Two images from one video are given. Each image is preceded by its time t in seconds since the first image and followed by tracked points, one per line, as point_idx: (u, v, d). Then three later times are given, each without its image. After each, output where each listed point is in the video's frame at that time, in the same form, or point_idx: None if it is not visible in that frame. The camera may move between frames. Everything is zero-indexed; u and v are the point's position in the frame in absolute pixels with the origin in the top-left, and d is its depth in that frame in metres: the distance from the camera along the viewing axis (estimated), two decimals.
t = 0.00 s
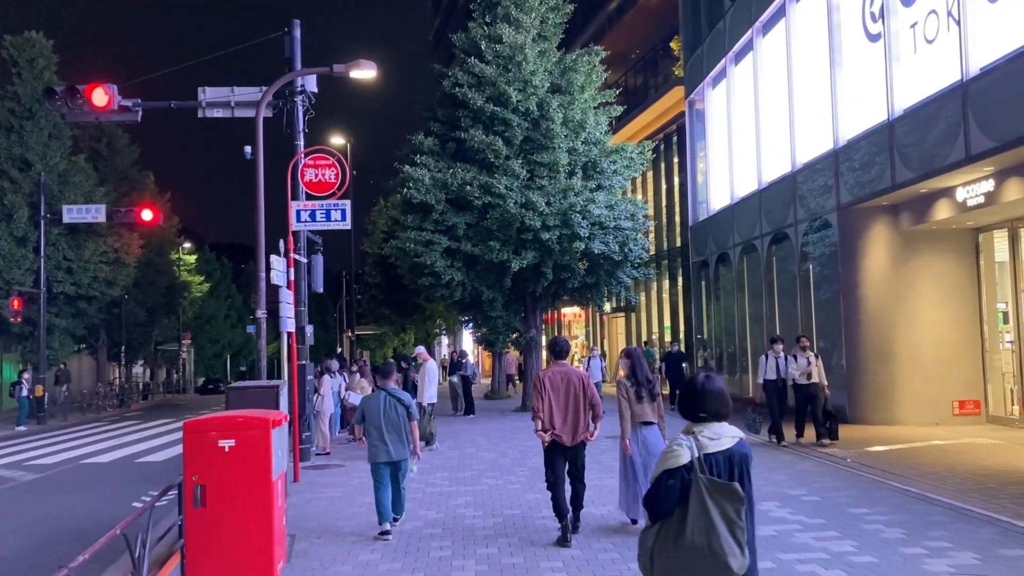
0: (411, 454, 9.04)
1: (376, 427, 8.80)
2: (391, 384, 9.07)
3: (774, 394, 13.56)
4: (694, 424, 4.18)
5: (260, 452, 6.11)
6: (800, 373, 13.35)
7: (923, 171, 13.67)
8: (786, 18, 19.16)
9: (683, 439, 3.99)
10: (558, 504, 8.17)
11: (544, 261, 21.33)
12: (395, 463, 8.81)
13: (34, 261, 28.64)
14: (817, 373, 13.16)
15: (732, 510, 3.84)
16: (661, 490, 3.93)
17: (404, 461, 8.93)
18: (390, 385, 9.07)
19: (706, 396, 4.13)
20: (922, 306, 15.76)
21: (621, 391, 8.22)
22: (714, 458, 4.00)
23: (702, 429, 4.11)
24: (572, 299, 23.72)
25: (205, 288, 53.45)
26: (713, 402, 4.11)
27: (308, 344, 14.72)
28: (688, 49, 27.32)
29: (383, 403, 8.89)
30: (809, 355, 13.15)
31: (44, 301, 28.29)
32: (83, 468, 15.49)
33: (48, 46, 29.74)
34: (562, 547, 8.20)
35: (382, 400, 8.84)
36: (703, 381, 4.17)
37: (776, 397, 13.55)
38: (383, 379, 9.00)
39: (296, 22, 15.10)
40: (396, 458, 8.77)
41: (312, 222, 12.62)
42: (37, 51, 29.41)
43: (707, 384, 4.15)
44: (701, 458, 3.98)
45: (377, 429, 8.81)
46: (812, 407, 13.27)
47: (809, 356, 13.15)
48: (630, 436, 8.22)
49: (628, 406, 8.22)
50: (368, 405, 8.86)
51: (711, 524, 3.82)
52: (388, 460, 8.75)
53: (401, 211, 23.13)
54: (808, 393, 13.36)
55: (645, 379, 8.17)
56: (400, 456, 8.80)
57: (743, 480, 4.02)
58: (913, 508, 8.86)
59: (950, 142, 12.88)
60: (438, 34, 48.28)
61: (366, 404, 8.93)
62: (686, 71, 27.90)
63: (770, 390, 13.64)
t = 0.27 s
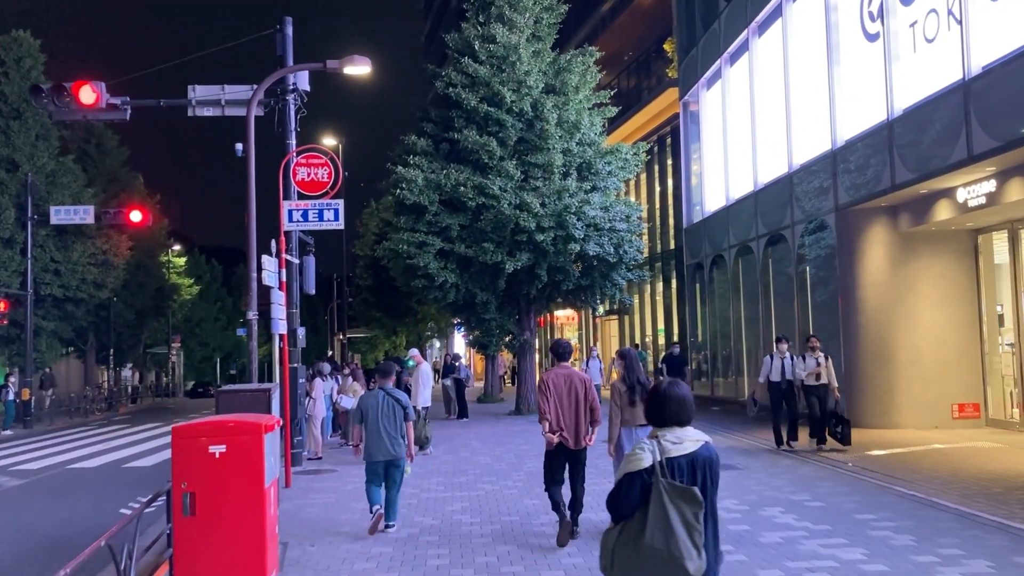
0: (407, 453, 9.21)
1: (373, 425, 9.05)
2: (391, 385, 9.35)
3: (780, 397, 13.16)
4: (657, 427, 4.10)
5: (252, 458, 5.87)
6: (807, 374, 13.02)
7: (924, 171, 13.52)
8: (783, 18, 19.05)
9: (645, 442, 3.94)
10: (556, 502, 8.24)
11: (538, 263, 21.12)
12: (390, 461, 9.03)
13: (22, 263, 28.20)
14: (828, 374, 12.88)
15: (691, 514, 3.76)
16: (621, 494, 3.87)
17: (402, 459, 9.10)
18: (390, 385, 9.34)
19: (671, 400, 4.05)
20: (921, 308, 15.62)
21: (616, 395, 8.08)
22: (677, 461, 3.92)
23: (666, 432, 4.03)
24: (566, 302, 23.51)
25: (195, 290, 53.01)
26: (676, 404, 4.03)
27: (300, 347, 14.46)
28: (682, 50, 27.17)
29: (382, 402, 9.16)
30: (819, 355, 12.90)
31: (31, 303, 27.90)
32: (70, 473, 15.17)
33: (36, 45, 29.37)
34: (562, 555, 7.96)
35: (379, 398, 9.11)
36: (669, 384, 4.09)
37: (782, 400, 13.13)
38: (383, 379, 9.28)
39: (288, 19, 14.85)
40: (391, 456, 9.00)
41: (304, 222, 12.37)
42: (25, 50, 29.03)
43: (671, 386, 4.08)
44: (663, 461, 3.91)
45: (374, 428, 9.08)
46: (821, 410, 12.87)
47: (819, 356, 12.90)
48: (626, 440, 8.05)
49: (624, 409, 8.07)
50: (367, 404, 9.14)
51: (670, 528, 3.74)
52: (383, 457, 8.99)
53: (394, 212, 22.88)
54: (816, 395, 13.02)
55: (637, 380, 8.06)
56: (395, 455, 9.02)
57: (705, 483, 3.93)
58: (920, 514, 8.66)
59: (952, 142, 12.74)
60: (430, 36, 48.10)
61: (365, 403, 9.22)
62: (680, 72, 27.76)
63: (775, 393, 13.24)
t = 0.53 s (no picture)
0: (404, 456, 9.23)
1: (366, 433, 8.98)
2: (383, 391, 9.25)
3: (789, 405, 12.69)
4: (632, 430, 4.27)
5: (242, 469, 5.62)
6: (817, 383, 12.56)
7: (926, 174, 13.36)
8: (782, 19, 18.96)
9: (618, 444, 4.14)
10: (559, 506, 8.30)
11: (533, 266, 20.87)
12: (385, 468, 8.98)
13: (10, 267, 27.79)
14: (839, 382, 12.39)
15: (659, 513, 3.88)
16: (598, 495, 4.10)
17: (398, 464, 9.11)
18: (381, 392, 9.24)
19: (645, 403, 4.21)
20: (921, 312, 15.44)
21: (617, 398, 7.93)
22: (649, 462, 4.08)
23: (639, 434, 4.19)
24: (561, 305, 23.27)
25: (186, 294, 52.58)
26: (649, 408, 4.18)
27: (292, 351, 14.18)
28: (678, 52, 27.01)
29: (374, 409, 9.07)
30: (829, 362, 12.41)
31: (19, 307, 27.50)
32: (57, 481, 14.83)
33: (24, 47, 29.03)
34: (564, 567, 7.70)
35: (371, 405, 9.00)
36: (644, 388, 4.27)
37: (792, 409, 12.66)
38: (373, 386, 9.19)
39: (280, 18, 14.59)
40: (385, 463, 8.93)
41: (296, 225, 12.12)
42: (13, 52, 28.68)
43: (644, 389, 4.24)
44: (636, 462, 4.08)
45: (366, 435, 9.01)
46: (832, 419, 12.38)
47: (830, 364, 12.41)
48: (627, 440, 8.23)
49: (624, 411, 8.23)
50: (358, 412, 9.07)
51: (639, 527, 3.88)
52: (377, 464, 8.93)
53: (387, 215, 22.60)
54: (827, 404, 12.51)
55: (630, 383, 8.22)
56: (390, 460, 8.94)
57: (675, 483, 4.07)
58: (931, 523, 8.44)
59: (955, 144, 12.58)
60: (424, 39, 47.95)
61: (357, 410, 9.11)
62: (675, 75, 27.58)
63: (785, 401, 12.78)
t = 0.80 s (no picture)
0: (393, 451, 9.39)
1: (358, 427, 9.21)
2: (373, 388, 9.49)
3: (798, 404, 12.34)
4: (610, 427, 4.42)
5: (228, 471, 5.36)
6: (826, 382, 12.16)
7: (929, 171, 13.16)
8: (779, 17, 18.82)
9: (601, 442, 4.27)
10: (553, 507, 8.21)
11: (528, 266, 20.63)
12: (376, 462, 9.19)
13: None
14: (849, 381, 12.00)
15: (644, 507, 4.09)
16: (578, 492, 4.19)
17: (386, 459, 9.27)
18: (372, 389, 9.47)
19: (626, 401, 4.38)
20: (923, 311, 15.24)
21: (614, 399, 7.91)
22: (631, 459, 4.25)
23: (618, 431, 4.35)
24: (556, 306, 23.02)
25: (177, 295, 52.18)
26: (631, 406, 4.35)
27: (283, 352, 13.91)
28: (673, 52, 26.84)
29: (365, 405, 9.32)
30: (839, 359, 12.08)
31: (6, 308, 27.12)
32: (42, 484, 14.52)
33: (13, 44, 28.69)
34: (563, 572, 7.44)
35: (362, 399, 9.29)
36: (623, 387, 4.42)
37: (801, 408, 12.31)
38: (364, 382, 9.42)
39: (271, 12, 14.33)
40: (376, 457, 9.15)
41: (288, 221, 11.86)
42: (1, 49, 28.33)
43: (626, 388, 4.40)
44: (619, 459, 4.24)
45: (358, 430, 9.23)
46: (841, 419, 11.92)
47: (839, 361, 12.07)
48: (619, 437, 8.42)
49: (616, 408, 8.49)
50: (350, 408, 9.29)
51: (623, 521, 4.06)
52: (368, 459, 9.11)
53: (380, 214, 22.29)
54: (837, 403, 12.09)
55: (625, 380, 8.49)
56: (381, 454, 9.19)
57: (656, 478, 4.27)
58: (939, 526, 8.23)
59: (960, 140, 12.39)
60: (418, 40, 47.75)
61: (349, 407, 9.35)
62: (671, 74, 27.37)
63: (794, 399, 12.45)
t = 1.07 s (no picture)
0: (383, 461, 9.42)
1: (351, 435, 9.17)
2: (368, 396, 9.44)
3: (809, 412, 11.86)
4: (594, 434, 4.29)
5: (213, 487, 5.11)
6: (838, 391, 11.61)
7: (932, 173, 12.95)
8: (778, 18, 18.62)
9: (582, 448, 4.14)
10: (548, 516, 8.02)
11: (524, 270, 20.39)
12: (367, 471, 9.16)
13: None
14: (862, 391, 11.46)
15: (623, 518, 3.94)
16: (557, 498, 4.08)
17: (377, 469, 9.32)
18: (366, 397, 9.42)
19: (609, 406, 4.29)
20: (925, 316, 15.03)
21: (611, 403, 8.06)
22: (612, 466, 4.13)
23: (601, 439, 4.23)
24: (553, 310, 22.76)
25: (170, 300, 51.81)
26: (614, 412, 4.25)
27: (275, 358, 13.62)
28: (670, 54, 26.65)
29: (360, 414, 9.27)
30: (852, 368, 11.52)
31: None
32: (29, 493, 14.20)
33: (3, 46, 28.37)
34: None
35: (358, 410, 9.16)
36: (607, 392, 4.35)
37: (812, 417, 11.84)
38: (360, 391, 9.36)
39: (263, 11, 14.07)
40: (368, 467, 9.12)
41: (279, 224, 11.60)
42: None
43: (610, 394, 4.30)
44: (600, 467, 4.10)
45: (351, 438, 9.19)
46: (854, 431, 11.38)
47: (853, 370, 11.51)
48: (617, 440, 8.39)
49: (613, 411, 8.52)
50: (345, 415, 9.24)
51: (601, 532, 3.91)
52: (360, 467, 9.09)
53: (374, 218, 22.02)
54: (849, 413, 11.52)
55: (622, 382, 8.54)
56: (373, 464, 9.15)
57: (636, 488, 4.13)
58: (950, 537, 7.98)
59: (964, 141, 12.17)
60: (412, 43, 47.58)
61: (343, 414, 9.29)
62: (668, 76, 27.17)
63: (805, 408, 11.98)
